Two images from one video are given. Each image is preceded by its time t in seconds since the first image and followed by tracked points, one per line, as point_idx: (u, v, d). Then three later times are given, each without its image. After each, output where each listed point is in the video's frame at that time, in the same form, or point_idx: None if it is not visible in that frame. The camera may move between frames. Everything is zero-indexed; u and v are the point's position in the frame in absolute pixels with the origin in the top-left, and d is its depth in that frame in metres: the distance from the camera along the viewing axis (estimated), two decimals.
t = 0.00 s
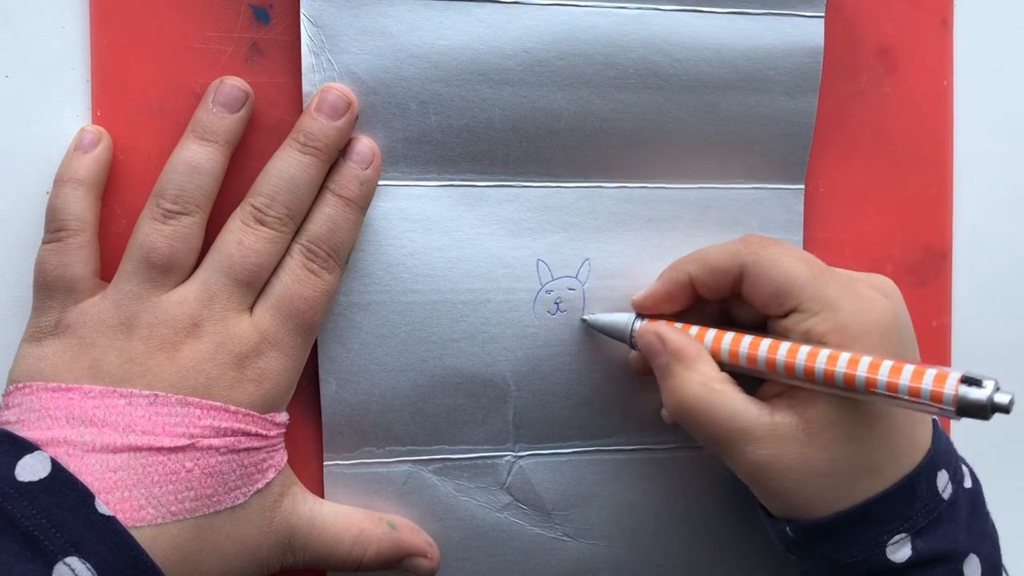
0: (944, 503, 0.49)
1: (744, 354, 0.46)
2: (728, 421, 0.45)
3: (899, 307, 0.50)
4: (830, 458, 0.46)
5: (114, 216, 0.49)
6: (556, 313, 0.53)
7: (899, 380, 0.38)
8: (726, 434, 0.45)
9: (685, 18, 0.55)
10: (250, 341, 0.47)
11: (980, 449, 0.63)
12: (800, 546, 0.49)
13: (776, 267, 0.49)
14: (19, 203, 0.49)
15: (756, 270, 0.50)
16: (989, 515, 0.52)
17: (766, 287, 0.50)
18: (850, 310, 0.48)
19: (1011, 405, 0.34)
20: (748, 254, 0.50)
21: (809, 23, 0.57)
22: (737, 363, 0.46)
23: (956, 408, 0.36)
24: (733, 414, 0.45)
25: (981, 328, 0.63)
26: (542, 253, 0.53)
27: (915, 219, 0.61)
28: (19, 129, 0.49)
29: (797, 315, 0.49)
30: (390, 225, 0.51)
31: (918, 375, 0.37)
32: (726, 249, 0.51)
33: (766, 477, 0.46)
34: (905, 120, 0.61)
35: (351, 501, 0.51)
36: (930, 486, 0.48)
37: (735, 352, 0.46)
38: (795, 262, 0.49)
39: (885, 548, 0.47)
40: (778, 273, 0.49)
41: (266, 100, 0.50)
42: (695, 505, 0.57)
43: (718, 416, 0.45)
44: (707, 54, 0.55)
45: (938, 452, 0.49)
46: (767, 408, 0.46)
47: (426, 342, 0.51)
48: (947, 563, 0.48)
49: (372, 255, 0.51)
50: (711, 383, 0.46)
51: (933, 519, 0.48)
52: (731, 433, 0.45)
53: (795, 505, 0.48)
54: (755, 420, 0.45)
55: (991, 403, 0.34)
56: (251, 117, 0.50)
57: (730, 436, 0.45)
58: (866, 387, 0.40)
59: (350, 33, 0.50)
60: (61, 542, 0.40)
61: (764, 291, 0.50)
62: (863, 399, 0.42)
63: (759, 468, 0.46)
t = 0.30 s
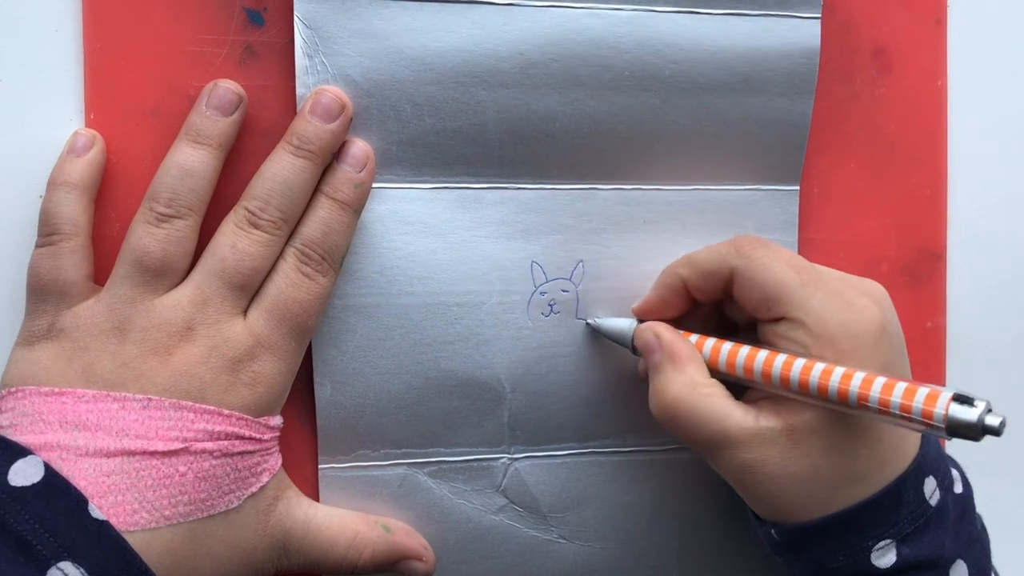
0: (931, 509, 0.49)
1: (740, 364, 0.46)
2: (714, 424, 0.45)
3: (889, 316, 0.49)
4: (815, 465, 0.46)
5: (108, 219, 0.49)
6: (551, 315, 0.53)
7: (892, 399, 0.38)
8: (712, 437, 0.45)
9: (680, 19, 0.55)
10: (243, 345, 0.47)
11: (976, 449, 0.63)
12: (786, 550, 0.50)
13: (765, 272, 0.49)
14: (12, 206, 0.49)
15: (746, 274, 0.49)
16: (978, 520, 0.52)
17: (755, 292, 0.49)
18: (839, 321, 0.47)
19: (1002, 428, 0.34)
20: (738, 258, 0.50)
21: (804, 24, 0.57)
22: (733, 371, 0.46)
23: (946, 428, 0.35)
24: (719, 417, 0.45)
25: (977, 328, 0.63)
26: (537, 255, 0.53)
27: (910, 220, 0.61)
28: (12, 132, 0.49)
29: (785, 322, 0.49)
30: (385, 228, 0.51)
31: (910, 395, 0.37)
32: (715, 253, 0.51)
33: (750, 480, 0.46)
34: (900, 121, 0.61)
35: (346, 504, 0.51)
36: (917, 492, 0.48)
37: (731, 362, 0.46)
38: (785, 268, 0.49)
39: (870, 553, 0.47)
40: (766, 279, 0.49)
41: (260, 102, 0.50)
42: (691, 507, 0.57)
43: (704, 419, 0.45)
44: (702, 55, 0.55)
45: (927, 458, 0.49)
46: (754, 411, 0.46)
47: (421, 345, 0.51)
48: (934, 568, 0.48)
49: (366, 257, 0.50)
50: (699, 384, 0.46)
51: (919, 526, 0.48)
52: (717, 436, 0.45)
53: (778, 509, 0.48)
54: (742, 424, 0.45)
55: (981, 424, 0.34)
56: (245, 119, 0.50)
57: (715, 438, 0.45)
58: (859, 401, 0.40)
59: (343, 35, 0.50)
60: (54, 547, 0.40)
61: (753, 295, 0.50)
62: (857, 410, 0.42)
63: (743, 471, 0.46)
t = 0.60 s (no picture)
0: (938, 509, 0.48)
1: (755, 383, 0.45)
2: (720, 436, 0.44)
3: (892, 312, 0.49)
4: (822, 473, 0.45)
5: (101, 217, 0.49)
6: (549, 313, 0.53)
7: (906, 382, 0.35)
8: (718, 451, 0.45)
9: (677, 14, 0.55)
10: (239, 344, 0.47)
11: (976, 447, 0.63)
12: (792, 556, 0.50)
13: (759, 283, 0.49)
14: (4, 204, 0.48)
15: (741, 288, 0.50)
16: (983, 518, 0.52)
17: (755, 304, 0.50)
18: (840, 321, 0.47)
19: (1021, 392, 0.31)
20: (731, 274, 0.50)
21: (803, 19, 0.57)
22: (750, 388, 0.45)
23: (964, 402, 0.32)
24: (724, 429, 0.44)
25: (976, 325, 0.63)
26: (535, 253, 0.53)
27: (910, 216, 0.61)
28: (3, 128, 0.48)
29: (786, 331, 0.49)
30: (381, 225, 0.50)
31: (922, 376, 0.34)
32: (710, 271, 0.52)
33: (758, 492, 0.46)
34: (899, 117, 0.61)
35: (342, 504, 0.50)
36: (923, 493, 0.48)
37: (747, 382, 0.45)
38: (779, 276, 0.49)
39: (879, 557, 0.47)
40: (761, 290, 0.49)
41: (254, 98, 0.50)
42: (691, 506, 0.56)
43: (708, 432, 0.44)
44: (700, 50, 0.55)
45: (931, 457, 0.49)
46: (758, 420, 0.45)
47: (418, 343, 0.51)
48: (943, 569, 0.48)
49: (362, 254, 0.50)
50: (704, 396, 0.45)
51: (927, 527, 0.48)
52: (723, 449, 0.45)
53: (786, 519, 0.47)
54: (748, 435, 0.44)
55: (999, 391, 0.31)
56: (239, 116, 0.49)
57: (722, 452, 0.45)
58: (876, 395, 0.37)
59: (338, 30, 0.49)
60: (47, 548, 0.40)
61: (752, 307, 0.50)
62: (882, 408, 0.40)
63: (751, 484, 0.45)
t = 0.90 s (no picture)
0: (957, 488, 0.50)
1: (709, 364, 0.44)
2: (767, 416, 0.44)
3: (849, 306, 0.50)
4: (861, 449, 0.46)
5: (97, 216, 0.49)
6: (548, 312, 0.53)
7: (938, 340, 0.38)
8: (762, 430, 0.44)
9: (674, 12, 0.55)
10: (237, 343, 0.47)
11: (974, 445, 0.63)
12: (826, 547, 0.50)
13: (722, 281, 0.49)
14: None
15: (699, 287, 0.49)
16: (997, 500, 0.53)
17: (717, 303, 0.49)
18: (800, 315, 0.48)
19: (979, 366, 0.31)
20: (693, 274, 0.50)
21: (800, 16, 0.57)
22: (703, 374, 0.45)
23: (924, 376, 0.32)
24: (766, 409, 0.44)
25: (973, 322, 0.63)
26: (533, 251, 0.53)
27: (907, 213, 0.61)
28: None
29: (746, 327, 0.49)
30: (379, 224, 0.50)
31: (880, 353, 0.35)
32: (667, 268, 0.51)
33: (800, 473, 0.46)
34: (896, 114, 0.61)
35: (340, 503, 0.50)
36: (944, 471, 0.49)
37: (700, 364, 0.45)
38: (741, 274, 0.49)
39: (908, 539, 0.48)
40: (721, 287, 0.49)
41: (251, 97, 0.50)
42: (688, 504, 0.56)
43: (751, 412, 0.44)
44: (697, 48, 0.55)
45: (946, 439, 0.51)
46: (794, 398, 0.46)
47: (415, 342, 0.51)
48: (965, 548, 0.49)
49: (360, 253, 0.50)
50: (739, 377, 0.44)
51: (949, 507, 0.49)
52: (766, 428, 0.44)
53: (826, 502, 0.47)
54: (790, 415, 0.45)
55: None
56: (235, 114, 0.49)
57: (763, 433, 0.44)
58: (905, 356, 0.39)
59: (334, 29, 0.49)
60: (44, 549, 0.40)
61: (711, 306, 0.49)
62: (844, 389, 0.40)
63: (795, 466, 0.45)
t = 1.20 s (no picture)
0: (887, 510, 0.49)
1: (685, 349, 0.44)
2: (670, 413, 0.44)
3: (837, 305, 0.49)
4: (772, 458, 0.45)
5: (97, 217, 0.49)
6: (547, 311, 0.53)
7: (841, 374, 0.38)
8: (658, 425, 0.44)
9: (675, 9, 0.55)
10: (238, 343, 0.47)
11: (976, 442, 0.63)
12: (754, 554, 0.49)
13: (715, 261, 0.47)
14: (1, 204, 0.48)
15: (692, 265, 0.48)
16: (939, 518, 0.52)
17: (703, 283, 0.48)
18: (788, 306, 0.47)
19: (952, 395, 0.34)
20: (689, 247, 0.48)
21: (801, 14, 0.57)
22: (677, 358, 0.45)
23: (898, 398, 0.35)
24: (671, 408, 0.44)
25: (973, 320, 0.63)
26: (533, 250, 0.53)
27: (907, 211, 0.61)
28: None
29: (732, 311, 0.48)
30: (379, 223, 0.50)
31: (860, 367, 0.37)
32: (665, 239, 0.49)
33: (698, 474, 0.45)
34: (898, 111, 0.61)
35: (341, 503, 0.50)
36: (868, 495, 0.48)
37: (675, 347, 0.45)
38: (734, 256, 0.47)
39: (822, 559, 0.47)
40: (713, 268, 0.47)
41: (251, 97, 0.50)
42: (688, 502, 0.56)
43: (656, 410, 0.44)
44: (699, 46, 0.55)
45: (882, 459, 0.49)
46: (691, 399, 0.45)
47: (416, 341, 0.51)
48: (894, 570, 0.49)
49: (360, 253, 0.50)
50: (652, 374, 0.44)
51: (876, 530, 0.48)
52: (663, 424, 0.44)
53: (735, 505, 0.47)
54: (691, 414, 0.44)
55: (932, 393, 0.35)
56: (235, 114, 0.49)
57: (659, 427, 0.44)
58: (806, 380, 0.39)
59: (334, 28, 0.49)
60: (46, 550, 0.40)
61: (701, 285, 0.48)
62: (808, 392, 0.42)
63: (696, 465, 0.45)
